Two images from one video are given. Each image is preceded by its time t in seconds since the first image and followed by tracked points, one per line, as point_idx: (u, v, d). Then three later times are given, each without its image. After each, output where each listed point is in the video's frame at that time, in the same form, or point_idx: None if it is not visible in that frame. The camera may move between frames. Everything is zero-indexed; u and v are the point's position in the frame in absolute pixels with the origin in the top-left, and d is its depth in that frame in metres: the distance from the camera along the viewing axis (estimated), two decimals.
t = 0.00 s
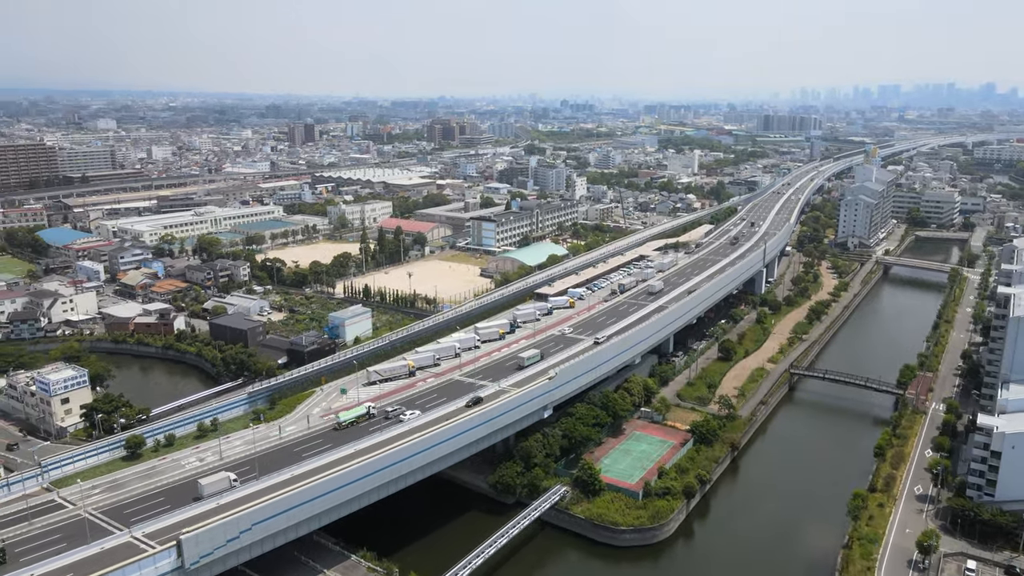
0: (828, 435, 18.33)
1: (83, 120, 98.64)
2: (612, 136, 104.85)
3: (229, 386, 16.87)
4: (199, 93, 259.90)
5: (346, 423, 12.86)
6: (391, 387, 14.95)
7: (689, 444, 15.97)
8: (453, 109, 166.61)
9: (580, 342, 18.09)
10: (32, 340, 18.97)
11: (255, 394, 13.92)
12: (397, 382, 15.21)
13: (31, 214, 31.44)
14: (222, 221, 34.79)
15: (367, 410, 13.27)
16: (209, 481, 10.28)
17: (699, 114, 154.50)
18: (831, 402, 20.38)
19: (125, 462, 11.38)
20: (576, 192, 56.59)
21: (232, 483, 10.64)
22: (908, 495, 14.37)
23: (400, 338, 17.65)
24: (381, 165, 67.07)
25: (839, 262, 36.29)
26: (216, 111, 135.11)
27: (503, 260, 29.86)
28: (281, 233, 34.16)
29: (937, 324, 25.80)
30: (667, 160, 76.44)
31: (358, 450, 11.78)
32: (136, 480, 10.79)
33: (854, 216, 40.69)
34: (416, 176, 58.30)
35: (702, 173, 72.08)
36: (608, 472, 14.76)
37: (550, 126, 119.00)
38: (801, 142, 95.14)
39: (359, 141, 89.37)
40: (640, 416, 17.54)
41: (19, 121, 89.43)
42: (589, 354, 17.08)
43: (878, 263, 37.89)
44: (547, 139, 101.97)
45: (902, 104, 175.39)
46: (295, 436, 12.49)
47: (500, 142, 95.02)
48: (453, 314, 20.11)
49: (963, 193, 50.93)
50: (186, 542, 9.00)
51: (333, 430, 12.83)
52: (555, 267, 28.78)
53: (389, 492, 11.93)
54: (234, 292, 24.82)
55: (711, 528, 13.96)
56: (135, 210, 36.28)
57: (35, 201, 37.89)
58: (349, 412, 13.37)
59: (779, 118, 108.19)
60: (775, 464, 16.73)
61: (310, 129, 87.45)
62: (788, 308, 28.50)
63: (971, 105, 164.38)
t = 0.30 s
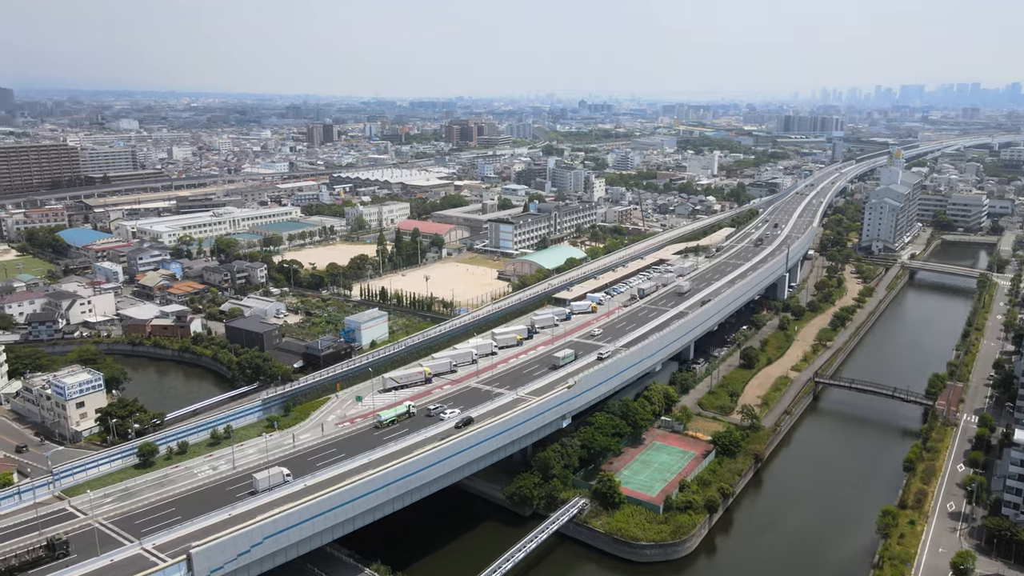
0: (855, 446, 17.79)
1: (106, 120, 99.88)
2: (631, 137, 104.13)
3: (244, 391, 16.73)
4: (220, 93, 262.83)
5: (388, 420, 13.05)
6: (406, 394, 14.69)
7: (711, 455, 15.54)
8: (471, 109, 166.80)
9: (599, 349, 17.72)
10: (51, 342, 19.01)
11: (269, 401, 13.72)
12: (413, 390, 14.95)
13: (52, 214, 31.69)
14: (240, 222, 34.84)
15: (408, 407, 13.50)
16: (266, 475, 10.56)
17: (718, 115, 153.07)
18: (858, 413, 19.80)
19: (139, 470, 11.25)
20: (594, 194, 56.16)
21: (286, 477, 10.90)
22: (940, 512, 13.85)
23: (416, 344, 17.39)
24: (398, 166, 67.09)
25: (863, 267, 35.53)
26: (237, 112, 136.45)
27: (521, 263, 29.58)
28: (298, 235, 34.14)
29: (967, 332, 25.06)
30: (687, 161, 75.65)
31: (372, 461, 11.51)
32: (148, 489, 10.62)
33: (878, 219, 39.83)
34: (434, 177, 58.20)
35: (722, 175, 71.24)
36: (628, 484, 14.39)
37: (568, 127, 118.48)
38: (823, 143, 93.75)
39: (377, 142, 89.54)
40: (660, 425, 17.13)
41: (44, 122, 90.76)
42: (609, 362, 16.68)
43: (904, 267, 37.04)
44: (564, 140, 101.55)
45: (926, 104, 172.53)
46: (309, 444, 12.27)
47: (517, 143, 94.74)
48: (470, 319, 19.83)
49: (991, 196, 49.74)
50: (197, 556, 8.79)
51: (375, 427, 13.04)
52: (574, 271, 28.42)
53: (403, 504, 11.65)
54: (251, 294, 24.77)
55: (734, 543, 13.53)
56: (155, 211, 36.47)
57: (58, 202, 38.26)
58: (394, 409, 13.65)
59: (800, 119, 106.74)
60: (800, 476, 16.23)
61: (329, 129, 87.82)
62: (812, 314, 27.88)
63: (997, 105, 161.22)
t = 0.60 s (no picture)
0: (883, 459, 17.24)
1: (128, 120, 101.07)
2: (650, 138, 103.33)
3: (259, 395, 16.58)
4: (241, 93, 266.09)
5: (430, 419, 13.28)
6: (422, 402, 14.42)
7: (734, 468, 15.11)
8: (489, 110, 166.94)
9: (619, 356, 17.34)
10: (70, 344, 19.01)
11: (283, 408, 13.51)
12: (429, 397, 14.69)
13: (73, 215, 31.89)
14: (258, 223, 34.87)
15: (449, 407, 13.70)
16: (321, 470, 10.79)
17: (738, 116, 151.57)
18: (885, 424, 19.21)
19: (151, 478, 11.10)
20: (613, 196, 55.70)
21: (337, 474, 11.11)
22: (975, 531, 13.31)
23: (432, 350, 17.13)
24: (416, 167, 67.09)
25: (889, 272, 34.73)
26: (257, 112, 137.72)
27: (540, 267, 29.28)
28: (316, 236, 34.10)
29: (999, 340, 24.29)
30: (707, 162, 74.82)
31: (387, 472, 11.24)
32: (159, 499, 10.45)
33: (905, 223, 38.93)
34: (452, 178, 58.05)
35: (742, 177, 70.33)
36: (649, 497, 14.00)
37: (587, 128, 117.87)
38: (845, 144, 92.29)
39: (395, 143, 89.66)
40: (681, 436, 16.71)
41: (69, 122, 92.15)
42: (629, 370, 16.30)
43: (931, 272, 36.15)
44: (583, 141, 101.05)
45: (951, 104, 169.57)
46: (323, 453, 12.04)
47: (535, 144, 94.40)
48: (487, 324, 19.53)
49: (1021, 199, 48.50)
50: (207, 571, 8.60)
51: (416, 426, 13.27)
52: (593, 274, 28.03)
53: (419, 516, 11.38)
54: (268, 296, 24.67)
55: (759, 560, 13.11)
56: (174, 212, 36.63)
57: (79, 202, 38.55)
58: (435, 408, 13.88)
59: (822, 119, 105.25)
60: (826, 490, 15.72)
61: (348, 130, 88.12)
62: (837, 320, 27.25)
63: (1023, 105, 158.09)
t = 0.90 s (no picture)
0: (913, 473, 16.65)
1: (151, 120, 102.30)
2: (670, 139, 102.49)
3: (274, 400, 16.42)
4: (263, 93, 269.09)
5: (470, 419, 13.50)
6: (439, 411, 14.16)
7: (759, 481, 14.66)
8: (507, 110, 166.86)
9: (639, 363, 16.95)
10: (88, 345, 19.00)
11: (298, 415, 13.32)
12: (446, 405, 14.43)
13: (94, 215, 32.10)
14: (277, 224, 34.90)
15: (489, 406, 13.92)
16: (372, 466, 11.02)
17: (758, 116, 149.92)
18: (915, 435, 18.59)
19: (164, 487, 10.96)
20: (632, 197, 55.19)
21: (388, 470, 11.34)
22: (1012, 551, 12.73)
23: (449, 355, 16.85)
24: (435, 168, 67.04)
25: (916, 277, 33.89)
26: (278, 112, 138.86)
27: (558, 270, 28.96)
28: (334, 237, 34.06)
29: None
30: (727, 164, 73.92)
31: (401, 484, 10.96)
32: (171, 508, 10.26)
33: (932, 227, 38.00)
34: (470, 179, 57.82)
35: (764, 178, 69.40)
36: (670, 511, 13.63)
37: (606, 128, 117.17)
38: (869, 145, 90.74)
39: (414, 143, 89.74)
40: (703, 446, 16.28)
41: (93, 122, 93.55)
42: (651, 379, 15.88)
43: (959, 277, 35.24)
44: (601, 142, 100.49)
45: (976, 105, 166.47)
46: (338, 463, 11.81)
47: (554, 144, 94.02)
48: (505, 330, 19.25)
49: None
50: None
51: (458, 426, 13.49)
52: (612, 278, 27.63)
53: (435, 530, 11.09)
54: (285, 298, 24.59)
55: None
56: (194, 212, 36.78)
57: (101, 202, 38.87)
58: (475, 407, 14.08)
59: (845, 120, 103.61)
60: (854, 504, 15.22)
61: (367, 130, 88.38)
62: (863, 327, 26.59)
63: None
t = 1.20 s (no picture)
0: (945, 487, 16.08)
1: (173, 120, 103.43)
2: (690, 140, 101.54)
3: (290, 405, 16.26)
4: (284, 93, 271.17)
5: (511, 418, 13.67)
6: (456, 419, 13.89)
7: (785, 496, 14.21)
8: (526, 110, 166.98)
9: (661, 372, 16.55)
10: (107, 347, 18.98)
11: (313, 423, 13.10)
12: (464, 414, 14.15)
13: (115, 215, 32.27)
14: (295, 225, 34.88)
15: (528, 407, 14.07)
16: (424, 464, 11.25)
17: (780, 116, 148.15)
18: (946, 448, 17.98)
19: (177, 496, 10.80)
20: (651, 199, 54.62)
21: (418, 477, 11.29)
22: None
23: (466, 362, 16.56)
24: (453, 169, 66.90)
25: (944, 283, 33.04)
26: (298, 112, 140.01)
27: (577, 273, 28.63)
28: (352, 239, 33.97)
29: None
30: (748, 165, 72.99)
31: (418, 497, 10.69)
32: (184, 518, 10.09)
33: (961, 231, 37.05)
34: (488, 180, 57.56)
35: (785, 180, 68.41)
36: (693, 525, 13.24)
37: (625, 129, 116.42)
38: (894, 146, 89.13)
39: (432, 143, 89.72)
40: (726, 458, 15.85)
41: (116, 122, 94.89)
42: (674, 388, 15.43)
43: (989, 283, 34.30)
44: (621, 142, 99.82)
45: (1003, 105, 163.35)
46: (352, 473, 11.58)
47: (573, 145, 93.55)
48: (524, 335, 18.94)
49: None
50: None
51: (499, 425, 13.64)
52: (632, 282, 27.21)
53: (453, 544, 10.80)
54: (302, 300, 24.48)
55: None
56: (213, 213, 36.90)
57: (122, 202, 39.14)
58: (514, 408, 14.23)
59: (868, 121, 101.92)
60: (885, 520, 14.71)
61: (386, 131, 88.55)
62: (890, 334, 25.91)
63: None
